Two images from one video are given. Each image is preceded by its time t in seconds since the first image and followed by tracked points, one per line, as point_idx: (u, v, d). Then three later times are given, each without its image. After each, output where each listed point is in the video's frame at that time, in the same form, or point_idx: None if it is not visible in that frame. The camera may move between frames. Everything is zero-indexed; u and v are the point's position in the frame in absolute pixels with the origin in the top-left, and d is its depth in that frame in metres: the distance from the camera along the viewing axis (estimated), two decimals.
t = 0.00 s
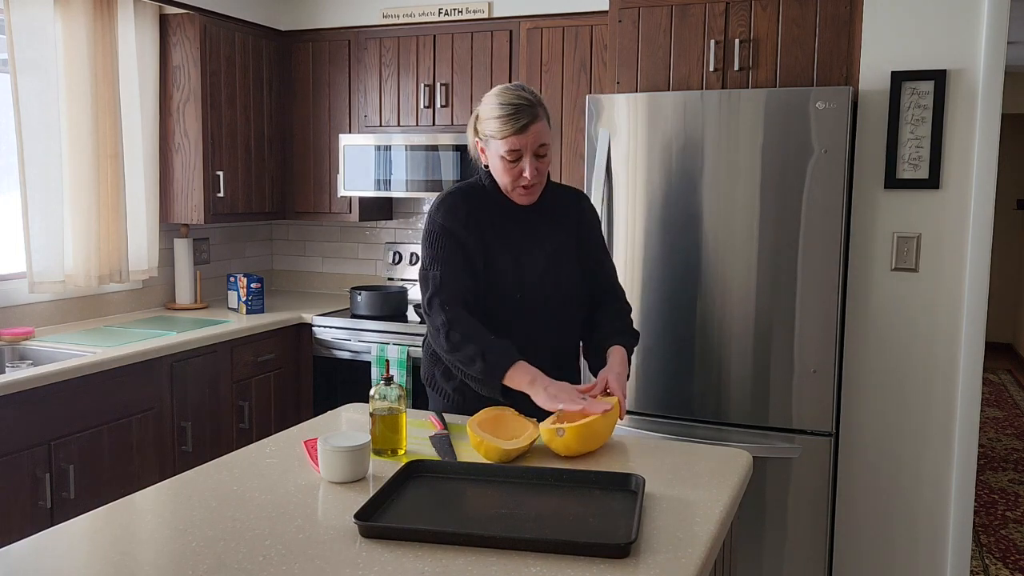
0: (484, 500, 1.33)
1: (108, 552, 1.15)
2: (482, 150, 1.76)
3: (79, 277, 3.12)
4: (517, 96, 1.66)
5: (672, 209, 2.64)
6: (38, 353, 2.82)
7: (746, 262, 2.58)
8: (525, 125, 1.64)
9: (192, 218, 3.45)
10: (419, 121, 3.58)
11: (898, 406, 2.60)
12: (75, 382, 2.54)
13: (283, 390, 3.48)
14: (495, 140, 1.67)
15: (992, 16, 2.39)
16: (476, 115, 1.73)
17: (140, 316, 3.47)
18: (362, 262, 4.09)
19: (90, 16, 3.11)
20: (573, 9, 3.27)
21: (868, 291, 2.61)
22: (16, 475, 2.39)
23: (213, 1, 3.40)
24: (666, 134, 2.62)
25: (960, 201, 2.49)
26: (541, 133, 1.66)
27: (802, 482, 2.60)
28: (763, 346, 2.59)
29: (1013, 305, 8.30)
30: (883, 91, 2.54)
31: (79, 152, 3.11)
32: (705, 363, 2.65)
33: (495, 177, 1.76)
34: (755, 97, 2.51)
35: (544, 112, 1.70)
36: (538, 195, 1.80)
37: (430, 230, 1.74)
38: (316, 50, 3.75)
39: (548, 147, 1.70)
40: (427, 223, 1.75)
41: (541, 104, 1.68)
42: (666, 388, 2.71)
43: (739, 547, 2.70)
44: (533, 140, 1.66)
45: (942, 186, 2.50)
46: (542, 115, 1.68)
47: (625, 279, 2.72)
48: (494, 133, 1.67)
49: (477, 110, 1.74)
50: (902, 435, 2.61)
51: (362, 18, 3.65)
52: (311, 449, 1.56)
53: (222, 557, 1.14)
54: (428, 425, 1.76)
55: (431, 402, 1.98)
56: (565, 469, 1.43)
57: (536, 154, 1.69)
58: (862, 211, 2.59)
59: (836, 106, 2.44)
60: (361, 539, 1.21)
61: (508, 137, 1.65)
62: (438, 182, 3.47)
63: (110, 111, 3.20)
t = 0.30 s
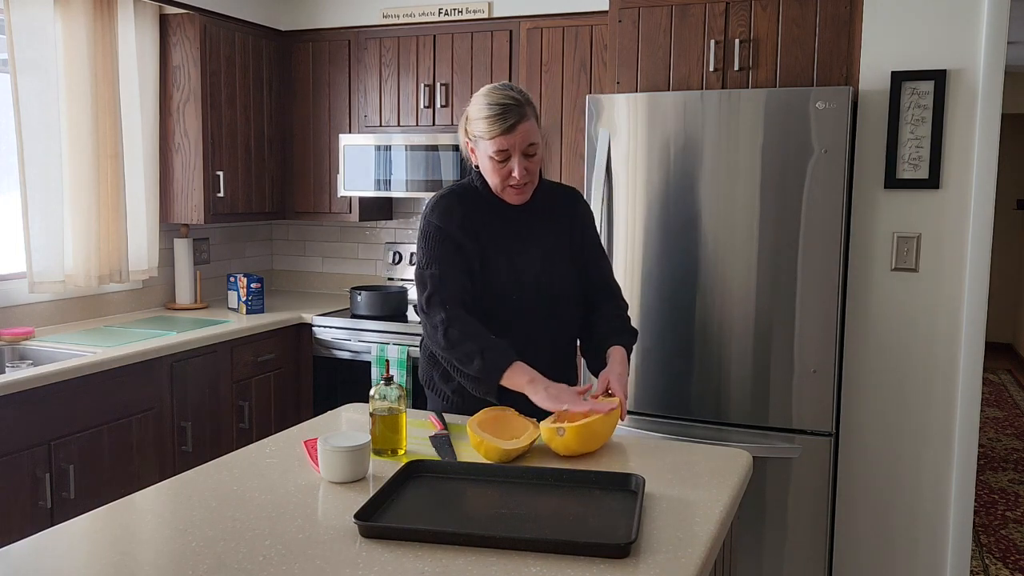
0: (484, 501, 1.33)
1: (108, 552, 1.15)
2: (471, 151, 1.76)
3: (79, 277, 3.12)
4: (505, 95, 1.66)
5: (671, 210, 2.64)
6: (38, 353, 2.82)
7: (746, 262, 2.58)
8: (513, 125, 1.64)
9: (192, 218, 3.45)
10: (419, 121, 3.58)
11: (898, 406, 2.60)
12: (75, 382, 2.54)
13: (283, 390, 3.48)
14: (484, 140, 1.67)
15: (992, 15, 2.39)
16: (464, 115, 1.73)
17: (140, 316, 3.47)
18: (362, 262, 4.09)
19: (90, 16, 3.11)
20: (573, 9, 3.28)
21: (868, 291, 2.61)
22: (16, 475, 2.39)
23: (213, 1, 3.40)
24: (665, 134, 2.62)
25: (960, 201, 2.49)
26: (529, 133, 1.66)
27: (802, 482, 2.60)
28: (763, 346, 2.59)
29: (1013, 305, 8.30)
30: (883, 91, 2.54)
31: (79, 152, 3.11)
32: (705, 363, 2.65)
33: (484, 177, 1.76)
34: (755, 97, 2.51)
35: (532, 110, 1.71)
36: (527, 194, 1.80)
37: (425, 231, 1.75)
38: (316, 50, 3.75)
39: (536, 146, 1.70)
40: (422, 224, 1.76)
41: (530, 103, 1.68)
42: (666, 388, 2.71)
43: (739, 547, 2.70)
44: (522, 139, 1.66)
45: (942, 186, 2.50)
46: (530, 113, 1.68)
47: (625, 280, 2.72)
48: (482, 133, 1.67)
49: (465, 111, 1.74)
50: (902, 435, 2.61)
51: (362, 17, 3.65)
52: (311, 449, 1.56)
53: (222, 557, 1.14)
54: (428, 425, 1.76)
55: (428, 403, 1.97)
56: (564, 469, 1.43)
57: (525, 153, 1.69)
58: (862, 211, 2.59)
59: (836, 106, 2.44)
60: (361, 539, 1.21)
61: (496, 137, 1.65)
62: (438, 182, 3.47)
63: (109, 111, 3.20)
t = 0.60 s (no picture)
0: (484, 501, 1.33)
1: (108, 552, 1.15)
2: (472, 149, 1.76)
3: (79, 277, 3.12)
4: (506, 95, 1.66)
5: (671, 210, 2.64)
6: (38, 353, 2.82)
7: (746, 262, 2.58)
8: (514, 125, 1.64)
9: (192, 217, 3.45)
10: (419, 121, 3.58)
11: (898, 407, 2.60)
12: (75, 382, 2.54)
13: (283, 390, 3.48)
14: (484, 140, 1.67)
15: (992, 15, 2.39)
16: (465, 114, 1.73)
17: (140, 316, 3.47)
18: (362, 262, 4.09)
19: (90, 16, 3.11)
20: (573, 9, 3.28)
21: (868, 291, 2.61)
22: (16, 475, 2.39)
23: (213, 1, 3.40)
24: (665, 134, 2.62)
25: (960, 201, 2.49)
26: (529, 134, 1.66)
27: (802, 482, 2.60)
28: (764, 346, 2.59)
29: (1013, 305, 8.30)
30: (883, 91, 2.54)
31: (79, 152, 3.11)
32: (705, 364, 2.65)
33: (484, 176, 1.76)
34: (755, 97, 2.51)
35: (533, 110, 1.70)
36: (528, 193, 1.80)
37: (419, 228, 1.76)
38: (316, 50, 3.75)
39: (536, 146, 1.70)
40: (415, 222, 1.78)
41: (531, 103, 1.67)
42: (666, 388, 2.71)
43: (739, 547, 2.70)
44: (522, 140, 1.66)
45: (942, 186, 2.50)
46: (531, 113, 1.68)
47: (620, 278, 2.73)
48: (483, 132, 1.67)
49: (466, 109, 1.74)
50: (902, 436, 2.61)
51: (362, 17, 3.65)
52: (311, 449, 1.56)
53: (222, 557, 1.14)
54: (428, 425, 1.76)
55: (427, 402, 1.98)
56: (564, 469, 1.43)
57: (524, 153, 1.69)
58: (862, 211, 2.59)
59: (836, 106, 2.44)
60: (361, 539, 1.21)
61: (496, 137, 1.65)
62: (438, 182, 3.47)
63: (110, 111, 3.20)
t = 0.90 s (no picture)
0: (484, 501, 1.33)
1: (109, 552, 1.15)
2: (471, 151, 1.77)
3: (79, 277, 3.12)
4: (500, 91, 1.67)
5: (671, 210, 2.64)
6: (38, 353, 2.82)
7: (746, 263, 2.58)
8: (505, 117, 1.64)
9: (192, 217, 3.45)
10: (419, 121, 3.58)
11: (898, 407, 2.60)
12: (75, 382, 2.54)
13: (282, 390, 3.48)
14: (478, 135, 1.68)
15: (992, 15, 2.39)
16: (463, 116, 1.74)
17: (140, 316, 3.47)
18: (362, 262, 4.09)
19: (90, 16, 3.11)
20: (573, 9, 3.28)
21: (868, 291, 2.61)
22: (16, 475, 2.39)
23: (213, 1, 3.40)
24: (665, 135, 2.62)
25: (960, 201, 2.49)
26: (522, 125, 1.66)
27: (803, 482, 2.60)
28: (764, 346, 2.59)
29: (1013, 305, 8.30)
30: (883, 91, 2.54)
31: (80, 152, 3.10)
32: (705, 364, 2.65)
33: (484, 176, 1.76)
34: (755, 97, 2.51)
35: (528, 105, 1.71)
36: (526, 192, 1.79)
37: (417, 233, 1.78)
38: (316, 50, 3.74)
39: (531, 139, 1.70)
40: (414, 226, 1.79)
41: (525, 98, 1.68)
42: (666, 388, 2.71)
43: (739, 547, 2.70)
44: (515, 131, 1.65)
45: (942, 186, 2.50)
46: (525, 107, 1.68)
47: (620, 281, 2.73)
48: (476, 128, 1.68)
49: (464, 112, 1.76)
50: (902, 436, 2.61)
51: (362, 18, 3.65)
52: (311, 449, 1.56)
53: (223, 557, 1.14)
54: (428, 425, 1.76)
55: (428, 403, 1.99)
56: (565, 469, 1.43)
57: (519, 145, 1.68)
58: (862, 211, 2.59)
59: (836, 106, 2.44)
60: (361, 539, 1.21)
61: (489, 128, 1.65)
62: (438, 182, 3.47)
63: (110, 111, 3.20)
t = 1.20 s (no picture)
0: (484, 501, 1.33)
1: (109, 552, 1.15)
2: (474, 141, 1.78)
3: (79, 277, 3.12)
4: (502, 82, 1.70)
5: (671, 210, 2.64)
6: (38, 353, 2.82)
7: (746, 262, 2.58)
8: (500, 100, 1.65)
9: (192, 217, 3.45)
10: (419, 121, 3.58)
11: (898, 407, 2.60)
12: (75, 382, 2.54)
13: (282, 390, 3.48)
14: (476, 121, 1.69)
15: (992, 15, 2.39)
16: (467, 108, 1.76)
17: (140, 316, 3.47)
18: (362, 262, 4.09)
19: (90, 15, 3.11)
20: (573, 9, 3.28)
21: (868, 291, 2.61)
22: (16, 475, 2.39)
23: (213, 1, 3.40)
24: (666, 135, 2.62)
25: (960, 201, 2.49)
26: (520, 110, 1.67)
27: (803, 482, 2.60)
28: (764, 346, 2.59)
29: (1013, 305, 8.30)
30: (883, 92, 2.54)
31: (80, 152, 3.11)
32: (706, 363, 2.65)
33: (485, 164, 1.76)
34: (755, 97, 2.51)
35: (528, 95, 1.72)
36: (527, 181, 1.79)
37: (422, 225, 1.80)
38: (316, 49, 3.74)
39: (529, 124, 1.69)
40: (421, 218, 1.82)
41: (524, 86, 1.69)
42: (667, 388, 2.71)
43: (739, 547, 2.70)
44: (511, 115, 1.65)
45: (942, 186, 2.50)
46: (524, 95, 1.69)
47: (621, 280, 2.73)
48: (475, 114, 1.69)
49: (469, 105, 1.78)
50: (902, 436, 2.61)
51: (362, 18, 3.65)
52: (311, 449, 1.56)
53: (223, 557, 1.14)
54: (428, 425, 1.76)
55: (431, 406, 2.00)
56: (565, 469, 1.43)
57: (516, 130, 1.68)
58: (862, 211, 2.59)
59: (836, 106, 2.44)
60: (361, 539, 1.21)
61: (486, 112, 1.66)
62: (438, 182, 3.47)
63: (110, 111, 3.20)
